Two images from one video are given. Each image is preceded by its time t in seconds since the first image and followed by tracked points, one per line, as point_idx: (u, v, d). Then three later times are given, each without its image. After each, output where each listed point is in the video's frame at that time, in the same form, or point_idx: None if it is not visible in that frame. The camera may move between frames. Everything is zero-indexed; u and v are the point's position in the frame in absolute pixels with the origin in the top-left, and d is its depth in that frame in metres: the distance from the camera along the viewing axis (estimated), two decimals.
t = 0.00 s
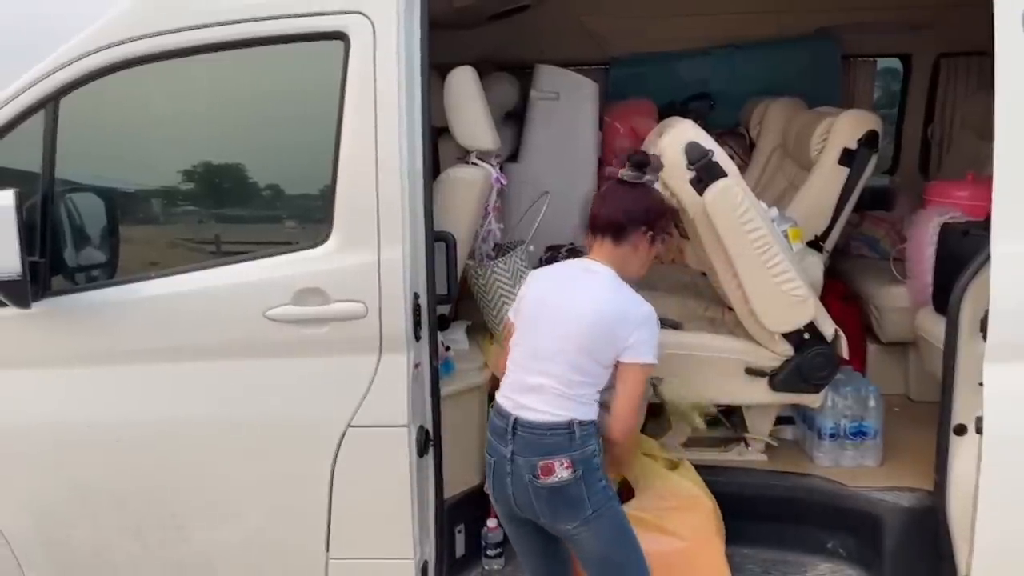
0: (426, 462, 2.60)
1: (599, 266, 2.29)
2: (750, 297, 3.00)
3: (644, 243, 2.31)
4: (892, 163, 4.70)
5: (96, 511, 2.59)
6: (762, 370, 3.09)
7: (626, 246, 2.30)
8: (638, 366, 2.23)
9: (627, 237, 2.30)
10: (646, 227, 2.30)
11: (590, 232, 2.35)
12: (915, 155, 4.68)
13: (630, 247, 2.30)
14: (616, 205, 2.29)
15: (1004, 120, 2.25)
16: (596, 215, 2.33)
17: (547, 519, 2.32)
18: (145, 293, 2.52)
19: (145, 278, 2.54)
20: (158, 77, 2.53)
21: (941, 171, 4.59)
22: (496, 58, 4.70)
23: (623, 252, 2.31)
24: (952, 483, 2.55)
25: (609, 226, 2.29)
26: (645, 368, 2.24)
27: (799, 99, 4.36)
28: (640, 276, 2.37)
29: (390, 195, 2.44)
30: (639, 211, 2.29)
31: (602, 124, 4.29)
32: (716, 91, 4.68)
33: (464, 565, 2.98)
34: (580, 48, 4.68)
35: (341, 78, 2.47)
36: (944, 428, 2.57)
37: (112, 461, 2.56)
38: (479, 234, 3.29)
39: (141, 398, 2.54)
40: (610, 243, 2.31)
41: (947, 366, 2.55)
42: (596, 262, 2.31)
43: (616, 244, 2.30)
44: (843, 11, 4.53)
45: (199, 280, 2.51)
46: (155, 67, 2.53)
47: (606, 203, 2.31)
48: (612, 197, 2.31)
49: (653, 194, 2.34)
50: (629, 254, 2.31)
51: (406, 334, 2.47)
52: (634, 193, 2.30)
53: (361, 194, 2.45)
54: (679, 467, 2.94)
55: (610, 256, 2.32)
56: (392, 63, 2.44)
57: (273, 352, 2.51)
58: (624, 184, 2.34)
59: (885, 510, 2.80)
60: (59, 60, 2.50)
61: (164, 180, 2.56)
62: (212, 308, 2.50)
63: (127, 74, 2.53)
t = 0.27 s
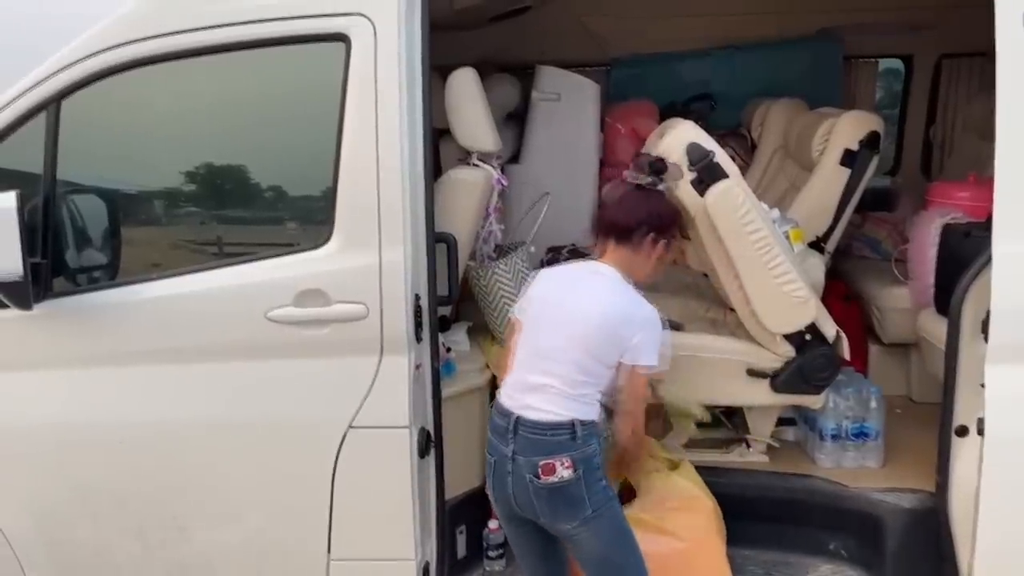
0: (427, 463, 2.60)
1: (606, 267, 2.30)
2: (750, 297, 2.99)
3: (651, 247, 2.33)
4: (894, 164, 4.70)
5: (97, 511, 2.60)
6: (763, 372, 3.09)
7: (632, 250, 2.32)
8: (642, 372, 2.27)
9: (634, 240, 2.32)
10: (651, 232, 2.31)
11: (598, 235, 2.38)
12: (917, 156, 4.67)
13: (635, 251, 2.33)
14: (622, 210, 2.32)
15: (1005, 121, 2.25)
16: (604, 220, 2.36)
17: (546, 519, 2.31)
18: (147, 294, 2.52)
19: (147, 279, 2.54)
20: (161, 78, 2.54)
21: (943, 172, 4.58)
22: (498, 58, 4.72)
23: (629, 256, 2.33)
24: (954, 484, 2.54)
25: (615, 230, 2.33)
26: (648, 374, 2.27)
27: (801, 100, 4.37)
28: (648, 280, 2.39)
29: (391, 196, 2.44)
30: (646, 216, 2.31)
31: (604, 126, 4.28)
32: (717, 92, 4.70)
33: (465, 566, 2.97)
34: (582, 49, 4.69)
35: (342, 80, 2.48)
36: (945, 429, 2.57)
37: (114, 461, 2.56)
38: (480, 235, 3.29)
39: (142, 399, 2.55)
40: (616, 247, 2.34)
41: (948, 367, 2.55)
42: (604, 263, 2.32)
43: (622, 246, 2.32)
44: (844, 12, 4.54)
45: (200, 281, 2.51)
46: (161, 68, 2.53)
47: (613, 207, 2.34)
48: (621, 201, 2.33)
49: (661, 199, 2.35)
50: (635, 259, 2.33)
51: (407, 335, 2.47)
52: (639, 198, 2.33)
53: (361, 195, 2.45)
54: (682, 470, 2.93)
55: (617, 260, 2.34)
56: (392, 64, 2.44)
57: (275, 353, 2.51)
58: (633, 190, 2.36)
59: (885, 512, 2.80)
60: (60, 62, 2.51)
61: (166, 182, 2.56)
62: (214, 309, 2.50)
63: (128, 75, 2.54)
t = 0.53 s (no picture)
0: (428, 465, 2.60)
1: (616, 271, 2.31)
2: (752, 297, 2.99)
3: (661, 251, 2.33)
4: (896, 164, 4.69)
5: (98, 511, 2.60)
6: (764, 373, 3.09)
7: (644, 254, 2.33)
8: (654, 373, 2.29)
9: (645, 244, 2.32)
10: (664, 236, 2.32)
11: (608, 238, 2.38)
12: (919, 156, 4.66)
13: (648, 255, 2.33)
14: (636, 214, 2.31)
15: (1006, 122, 2.25)
16: (614, 222, 2.35)
17: (548, 521, 2.32)
18: (148, 296, 2.52)
19: (148, 280, 2.55)
20: (164, 79, 2.54)
21: (945, 173, 4.58)
22: (500, 60, 4.73)
23: (641, 260, 2.34)
24: (955, 485, 2.54)
25: (627, 234, 2.32)
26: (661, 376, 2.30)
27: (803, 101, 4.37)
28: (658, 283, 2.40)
29: (391, 197, 2.44)
30: (658, 220, 2.31)
31: (606, 127, 4.26)
32: (719, 93, 4.69)
33: (466, 568, 2.97)
34: (584, 50, 4.70)
35: (343, 81, 2.48)
36: (947, 430, 2.56)
37: (115, 462, 2.57)
38: (481, 236, 3.29)
39: (143, 399, 2.55)
40: (628, 250, 2.33)
41: (950, 369, 2.54)
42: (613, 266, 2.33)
43: (633, 251, 2.33)
44: (846, 13, 4.54)
45: (202, 283, 2.52)
46: (164, 69, 2.53)
47: (626, 210, 2.33)
48: (632, 206, 2.33)
49: (674, 203, 2.36)
50: (646, 262, 2.34)
51: (408, 337, 2.47)
52: (651, 202, 2.33)
53: (362, 196, 2.45)
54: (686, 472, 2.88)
55: (628, 263, 2.34)
56: (393, 65, 2.44)
57: (276, 355, 2.51)
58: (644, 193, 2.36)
59: (886, 513, 2.80)
60: (61, 63, 2.52)
61: (169, 182, 2.56)
62: (215, 310, 2.50)
63: (129, 77, 2.54)
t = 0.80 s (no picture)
0: (429, 466, 2.60)
1: (629, 271, 2.31)
2: (753, 298, 2.99)
3: (675, 250, 2.34)
4: (897, 165, 4.70)
5: (99, 512, 2.60)
6: (764, 374, 3.08)
7: (657, 254, 2.33)
8: (670, 372, 2.23)
9: (658, 245, 2.32)
10: (677, 236, 2.32)
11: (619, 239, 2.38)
12: (920, 157, 4.67)
13: (661, 255, 2.33)
14: (649, 214, 2.30)
15: (1005, 123, 2.25)
16: (626, 223, 2.34)
17: (554, 521, 2.32)
18: (149, 297, 2.53)
19: (149, 282, 2.55)
20: (165, 81, 2.54)
21: (946, 174, 4.59)
22: (501, 61, 4.73)
23: (654, 260, 2.34)
24: (955, 484, 2.54)
25: (640, 235, 2.31)
26: (677, 376, 2.23)
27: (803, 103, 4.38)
28: (672, 282, 2.40)
29: (392, 199, 2.44)
30: (672, 220, 2.31)
31: (606, 129, 4.26)
32: (720, 94, 4.69)
33: (467, 569, 2.98)
34: (585, 51, 4.70)
35: (343, 83, 2.48)
36: (947, 431, 2.56)
37: (116, 464, 2.57)
38: (481, 238, 3.29)
39: (143, 401, 2.55)
40: (641, 251, 2.33)
41: (950, 370, 2.54)
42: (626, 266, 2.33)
43: (648, 251, 2.33)
44: (846, 14, 4.55)
45: (203, 284, 2.52)
46: (166, 71, 2.54)
47: (639, 211, 2.32)
48: (644, 207, 2.33)
49: (684, 202, 2.36)
50: (660, 262, 2.34)
51: (408, 338, 2.47)
52: (663, 202, 2.32)
53: (362, 197, 2.46)
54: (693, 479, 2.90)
55: (641, 264, 2.34)
56: (393, 66, 2.44)
57: (276, 356, 2.52)
58: (655, 194, 2.36)
59: (886, 513, 2.80)
60: (62, 66, 2.52)
61: (170, 184, 2.56)
62: (215, 311, 2.50)
63: (131, 79, 2.54)
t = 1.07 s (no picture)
0: (429, 467, 2.60)
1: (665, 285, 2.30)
2: (756, 304, 3.00)
3: (709, 265, 2.33)
4: (897, 166, 4.70)
5: (99, 513, 2.60)
6: (763, 375, 3.08)
7: (691, 269, 2.32)
8: (688, 380, 2.21)
9: (692, 260, 2.31)
10: (712, 251, 2.32)
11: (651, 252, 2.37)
12: (919, 158, 4.67)
13: (695, 270, 2.33)
14: (684, 230, 2.29)
15: (1005, 125, 2.25)
16: (660, 237, 2.34)
17: (557, 522, 2.33)
18: (150, 298, 2.53)
19: (150, 283, 2.55)
20: (167, 82, 2.55)
21: (945, 175, 4.59)
22: (501, 62, 4.74)
23: (687, 274, 2.33)
24: (955, 484, 2.56)
25: (675, 250, 2.31)
26: (697, 384, 2.22)
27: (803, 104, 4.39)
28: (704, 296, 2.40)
29: (392, 200, 2.44)
30: (706, 237, 2.30)
31: (605, 131, 4.26)
32: (720, 96, 4.70)
33: (467, 570, 2.98)
34: (585, 52, 4.70)
35: (344, 84, 2.48)
36: (947, 432, 2.56)
37: (116, 465, 2.57)
38: (482, 239, 3.30)
39: (143, 402, 2.55)
40: (674, 265, 2.33)
41: (950, 371, 2.54)
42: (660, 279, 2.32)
43: (682, 266, 2.32)
44: (846, 16, 4.55)
45: (203, 285, 2.52)
46: (168, 72, 2.54)
47: (673, 226, 2.31)
48: (678, 221, 2.32)
49: (719, 217, 2.35)
50: (693, 276, 2.34)
51: (409, 339, 2.47)
52: (698, 217, 2.31)
53: (363, 198, 2.46)
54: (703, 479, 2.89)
55: (674, 277, 2.34)
56: (394, 68, 2.44)
57: (276, 357, 2.52)
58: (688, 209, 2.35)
59: (886, 514, 2.80)
60: (63, 67, 2.53)
61: (171, 186, 2.57)
62: (216, 312, 2.51)
63: (132, 79, 2.54)
